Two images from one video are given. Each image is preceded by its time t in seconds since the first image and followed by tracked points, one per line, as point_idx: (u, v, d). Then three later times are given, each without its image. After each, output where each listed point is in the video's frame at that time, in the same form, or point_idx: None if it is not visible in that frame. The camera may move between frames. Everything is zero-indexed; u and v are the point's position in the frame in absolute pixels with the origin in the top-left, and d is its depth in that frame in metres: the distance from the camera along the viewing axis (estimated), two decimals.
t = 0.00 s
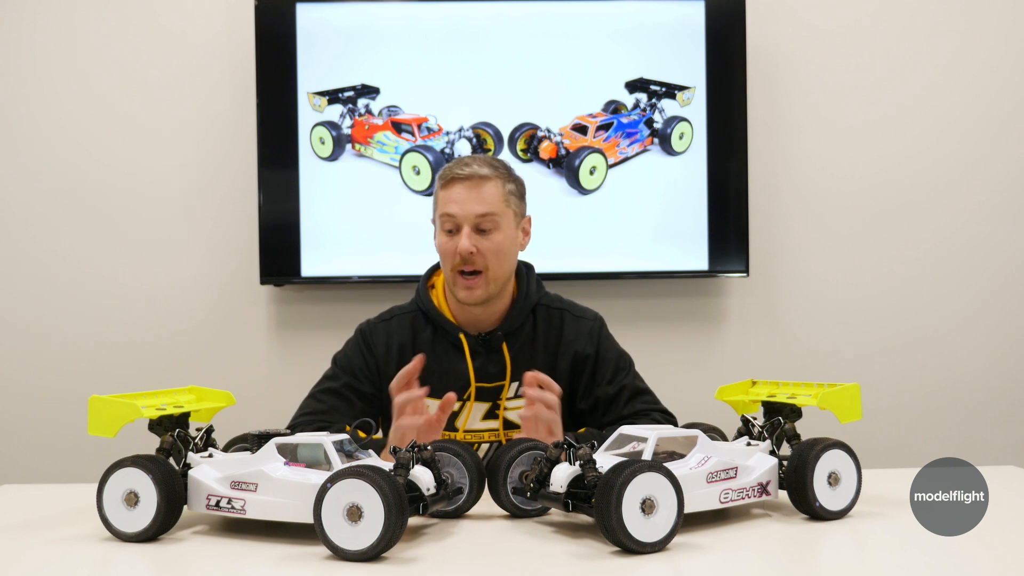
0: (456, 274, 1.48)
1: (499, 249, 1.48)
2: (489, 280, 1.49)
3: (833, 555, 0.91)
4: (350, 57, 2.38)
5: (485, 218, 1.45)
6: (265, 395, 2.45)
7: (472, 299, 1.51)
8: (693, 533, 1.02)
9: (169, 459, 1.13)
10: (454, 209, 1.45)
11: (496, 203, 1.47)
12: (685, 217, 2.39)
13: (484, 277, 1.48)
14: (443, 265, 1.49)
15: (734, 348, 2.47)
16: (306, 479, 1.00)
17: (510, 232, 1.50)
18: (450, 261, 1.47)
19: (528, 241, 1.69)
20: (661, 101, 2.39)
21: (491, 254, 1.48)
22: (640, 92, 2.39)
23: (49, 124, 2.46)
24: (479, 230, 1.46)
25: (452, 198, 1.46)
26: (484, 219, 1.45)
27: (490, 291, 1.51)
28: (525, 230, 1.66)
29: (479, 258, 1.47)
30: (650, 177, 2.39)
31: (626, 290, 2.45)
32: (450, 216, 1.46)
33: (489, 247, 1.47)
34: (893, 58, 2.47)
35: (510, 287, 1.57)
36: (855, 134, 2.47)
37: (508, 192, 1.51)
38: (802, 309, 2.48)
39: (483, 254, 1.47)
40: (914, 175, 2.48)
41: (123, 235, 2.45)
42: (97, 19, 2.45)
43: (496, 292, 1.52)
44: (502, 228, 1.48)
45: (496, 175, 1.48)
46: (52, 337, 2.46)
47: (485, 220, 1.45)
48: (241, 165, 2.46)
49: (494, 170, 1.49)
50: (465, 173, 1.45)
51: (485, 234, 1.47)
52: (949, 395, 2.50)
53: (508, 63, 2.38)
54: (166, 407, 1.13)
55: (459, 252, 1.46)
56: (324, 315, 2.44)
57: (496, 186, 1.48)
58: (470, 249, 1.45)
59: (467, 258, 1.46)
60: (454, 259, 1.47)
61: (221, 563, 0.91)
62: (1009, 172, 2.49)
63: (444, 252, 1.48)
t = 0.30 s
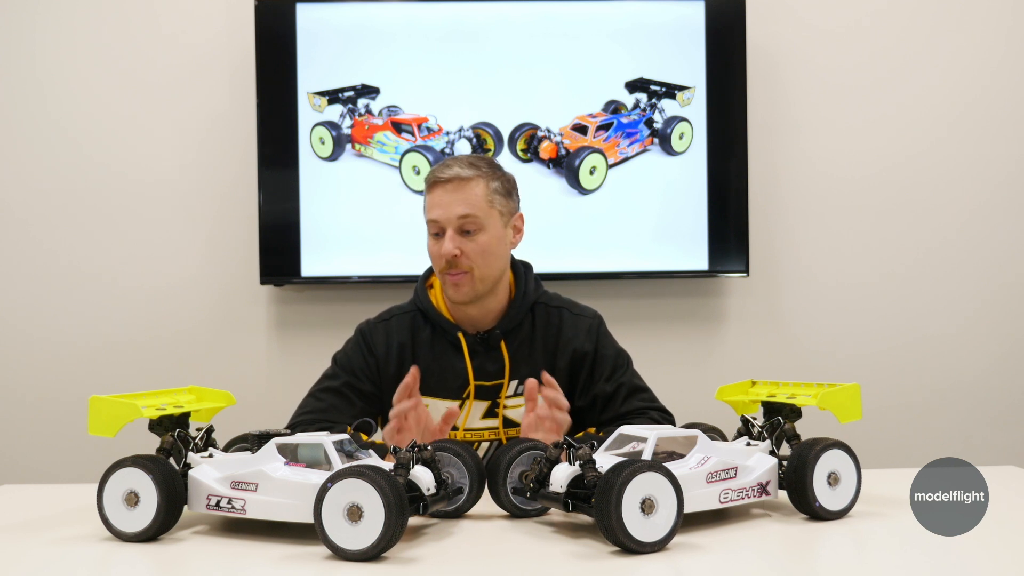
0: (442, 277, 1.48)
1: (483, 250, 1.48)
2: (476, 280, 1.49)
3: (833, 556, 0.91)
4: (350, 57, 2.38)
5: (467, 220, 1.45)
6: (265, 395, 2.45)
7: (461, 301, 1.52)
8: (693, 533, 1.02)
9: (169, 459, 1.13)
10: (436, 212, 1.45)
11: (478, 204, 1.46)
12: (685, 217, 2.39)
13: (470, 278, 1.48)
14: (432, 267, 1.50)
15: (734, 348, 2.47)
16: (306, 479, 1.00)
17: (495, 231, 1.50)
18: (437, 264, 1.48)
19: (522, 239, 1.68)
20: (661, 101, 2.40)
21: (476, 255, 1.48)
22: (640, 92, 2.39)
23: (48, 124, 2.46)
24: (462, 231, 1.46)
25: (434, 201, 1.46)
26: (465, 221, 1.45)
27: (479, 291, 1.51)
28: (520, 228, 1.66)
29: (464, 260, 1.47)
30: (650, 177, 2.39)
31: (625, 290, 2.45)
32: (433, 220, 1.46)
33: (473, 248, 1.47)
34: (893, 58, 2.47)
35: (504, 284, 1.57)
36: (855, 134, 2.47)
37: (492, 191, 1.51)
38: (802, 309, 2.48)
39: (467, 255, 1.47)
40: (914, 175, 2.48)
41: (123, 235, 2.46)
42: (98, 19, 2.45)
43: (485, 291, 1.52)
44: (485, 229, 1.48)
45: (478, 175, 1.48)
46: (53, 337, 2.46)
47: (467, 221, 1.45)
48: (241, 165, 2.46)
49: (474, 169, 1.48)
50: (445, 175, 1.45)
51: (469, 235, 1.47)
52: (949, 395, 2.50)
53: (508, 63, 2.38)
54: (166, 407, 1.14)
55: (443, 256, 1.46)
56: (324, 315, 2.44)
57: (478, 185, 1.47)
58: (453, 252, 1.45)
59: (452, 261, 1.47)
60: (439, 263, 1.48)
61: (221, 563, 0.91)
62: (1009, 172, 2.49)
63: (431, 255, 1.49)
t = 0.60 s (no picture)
0: (450, 273, 1.48)
1: (490, 245, 1.49)
2: (484, 275, 1.49)
3: (833, 556, 0.91)
4: (350, 57, 2.38)
5: (473, 215, 1.46)
6: (265, 395, 2.45)
7: (469, 297, 1.52)
8: (693, 533, 1.02)
9: (169, 459, 1.13)
10: (443, 208, 1.46)
11: (484, 199, 1.47)
12: (685, 217, 2.39)
13: (478, 274, 1.48)
14: (438, 266, 1.50)
15: (734, 349, 2.47)
16: (306, 479, 1.00)
17: (500, 226, 1.51)
18: (443, 261, 1.48)
19: (522, 240, 1.68)
20: (661, 101, 2.39)
21: (483, 250, 1.48)
22: (640, 92, 2.39)
23: (48, 124, 2.46)
24: (469, 227, 1.46)
25: (439, 198, 1.47)
26: (472, 216, 1.46)
27: (486, 287, 1.51)
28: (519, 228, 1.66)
29: (472, 255, 1.47)
30: (650, 177, 2.39)
31: (625, 290, 2.45)
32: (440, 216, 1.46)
33: (480, 243, 1.48)
34: (893, 58, 2.47)
35: (506, 282, 1.57)
36: (855, 134, 2.47)
37: (495, 188, 1.52)
38: (802, 309, 2.48)
39: (475, 250, 1.47)
40: (914, 175, 2.48)
41: (123, 235, 2.46)
42: (98, 19, 2.45)
43: (492, 287, 1.52)
44: (491, 224, 1.49)
45: (483, 171, 1.49)
46: (52, 337, 2.46)
47: (473, 216, 1.46)
48: (241, 165, 2.46)
49: (477, 165, 1.49)
50: (450, 171, 1.46)
51: (475, 231, 1.47)
52: (949, 395, 2.50)
53: (508, 63, 2.38)
54: (166, 407, 1.13)
55: (451, 251, 1.46)
56: (323, 315, 2.44)
57: (482, 181, 1.48)
58: (461, 247, 1.46)
59: (460, 256, 1.47)
60: (447, 258, 1.48)
61: (221, 563, 0.91)
62: (1009, 172, 2.49)
63: (438, 252, 1.49)
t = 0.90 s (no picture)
0: (476, 272, 1.46)
1: (514, 246, 1.49)
2: (509, 275, 1.49)
3: (833, 556, 0.91)
4: (350, 57, 2.38)
5: (502, 215, 1.46)
6: (264, 395, 2.45)
7: (490, 298, 1.50)
8: (693, 534, 1.02)
9: (169, 459, 1.13)
10: (472, 207, 1.45)
11: (510, 200, 1.48)
12: (685, 216, 2.39)
13: (504, 274, 1.48)
14: (461, 265, 1.48)
15: (734, 349, 2.47)
16: (306, 479, 1.00)
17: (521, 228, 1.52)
18: (470, 261, 1.46)
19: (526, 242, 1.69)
20: (661, 101, 2.40)
21: (509, 250, 1.48)
22: (640, 93, 2.39)
23: (48, 124, 2.46)
24: (497, 226, 1.46)
25: (467, 197, 1.46)
26: (501, 215, 1.46)
27: (508, 288, 1.51)
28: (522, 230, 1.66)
29: (501, 254, 1.47)
30: (650, 177, 2.39)
31: (625, 290, 2.45)
32: (468, 215, 1.45)
33: (508, 243, 1.48)
34: (893, 58, 2.47)
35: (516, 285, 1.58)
36: (855, 134, 2.47)
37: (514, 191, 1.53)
38: (802, 309, 2.48)
39: (503, 250, 1.47)
40: (914, 175, 2.48)
41: (123, 235, 2.46)
42: (98, 19, 2.45)
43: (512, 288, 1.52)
44: (516, 226, 1.49)
45: (506, 173, 1.50)
46: (52, 337, 2.46)
47: (503, 215, 1.46)
48: (241, 165, 2.46)
49: (500, 167, 1.50)
50: (477, 171, 1.46)
51: (502, 231, 1.47)
52: (949, 395, 2.50)
53: (508, 63, 2.38)
54: (166, 407, 1.13)
55: (482, 250, 1.45)
56: (323, 315, 2.44)
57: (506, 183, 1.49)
58: (492, 246, 1.45)
59: (490, 255, 1.46)
60: (475, 258, 1.46)
61: (220, 563, 0.91)
62: (1009, 172, 2.49)
63: (462, 252, 1.47)
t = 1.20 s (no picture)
0: (480, 277, 1.47)
1: (520, 251, 1.50)
2: (513, 281, 1.50)
3: (833, 556, 0.91)
4: (350, 57, 2.38)
5: (511, 222, 1.46)
6: (264, 395, 2.45)
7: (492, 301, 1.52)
8: (693, 534, 1.02)
9: (169, 459, 1.13)
10: (481, 212, 1.44)
11: (519, 206, 1.47)
12: (685, 216, 2.39)
13: (507, 280, 1.49)
14: (465, 269, 1.48)
15: (734, 349, 2.47)
16: (306, 479, 1.00)
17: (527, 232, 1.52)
18: (475, 265, 1.47)
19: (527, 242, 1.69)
20: (661, 101, 2.40)
21: (514, 256, 1.49)
22: (640, 92, 2.39)
23: (48, 124, 2.46)
24: (504, 233, 1.46)
25: (476, 201, 1.45)
26: (509, 222, 1.46)
27: (510, 292, 1.52)
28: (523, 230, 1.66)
29: (506, 261, 1.47)
30: (650, 177, 2.39)
31: (625, 290, 2.45)
32: (476, 220, 1.44)
33: (513, 250, 1.48)
34: (893, 58, 2.47)
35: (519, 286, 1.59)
36: (855, 134, 2.47)
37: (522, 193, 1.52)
38: (802, 309, 2.48)
39: (508, 256, 1.47)
40: (914, 175, 2.48)
41: (123, 235, 2.46)
42: (98, 19, 2.45)
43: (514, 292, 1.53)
44: (523, 231, 1.49)
45: (517, 177, 1.49)
46: (52, 337, 2.46)
47: (511, 222, 1.46)
48: (241, 165, 2.46)
49: (510, 171, 1.49)
50: (488, 175, 1.45)
51: (509, 237, 1.47)
52: (949, 395, 2.50)
53: (508, 63, 2.38)
54: (166, 407, 1.13)
55: (487, 257, 1.45)
56: (323, 315, 2.44)
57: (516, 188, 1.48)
58: (499, 253, 1.45)
59: (495, 262, 1.46)
60: (480, 263, 1.47)
61: (221, 563, 0.91)
62: (1009, 172, 2.49)
63: (467, 256, 1.47)
